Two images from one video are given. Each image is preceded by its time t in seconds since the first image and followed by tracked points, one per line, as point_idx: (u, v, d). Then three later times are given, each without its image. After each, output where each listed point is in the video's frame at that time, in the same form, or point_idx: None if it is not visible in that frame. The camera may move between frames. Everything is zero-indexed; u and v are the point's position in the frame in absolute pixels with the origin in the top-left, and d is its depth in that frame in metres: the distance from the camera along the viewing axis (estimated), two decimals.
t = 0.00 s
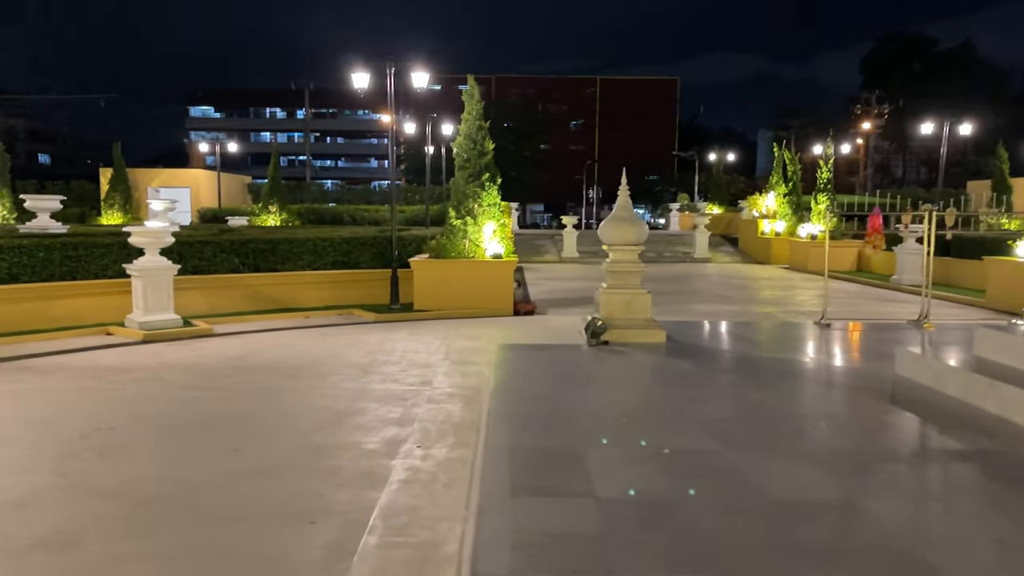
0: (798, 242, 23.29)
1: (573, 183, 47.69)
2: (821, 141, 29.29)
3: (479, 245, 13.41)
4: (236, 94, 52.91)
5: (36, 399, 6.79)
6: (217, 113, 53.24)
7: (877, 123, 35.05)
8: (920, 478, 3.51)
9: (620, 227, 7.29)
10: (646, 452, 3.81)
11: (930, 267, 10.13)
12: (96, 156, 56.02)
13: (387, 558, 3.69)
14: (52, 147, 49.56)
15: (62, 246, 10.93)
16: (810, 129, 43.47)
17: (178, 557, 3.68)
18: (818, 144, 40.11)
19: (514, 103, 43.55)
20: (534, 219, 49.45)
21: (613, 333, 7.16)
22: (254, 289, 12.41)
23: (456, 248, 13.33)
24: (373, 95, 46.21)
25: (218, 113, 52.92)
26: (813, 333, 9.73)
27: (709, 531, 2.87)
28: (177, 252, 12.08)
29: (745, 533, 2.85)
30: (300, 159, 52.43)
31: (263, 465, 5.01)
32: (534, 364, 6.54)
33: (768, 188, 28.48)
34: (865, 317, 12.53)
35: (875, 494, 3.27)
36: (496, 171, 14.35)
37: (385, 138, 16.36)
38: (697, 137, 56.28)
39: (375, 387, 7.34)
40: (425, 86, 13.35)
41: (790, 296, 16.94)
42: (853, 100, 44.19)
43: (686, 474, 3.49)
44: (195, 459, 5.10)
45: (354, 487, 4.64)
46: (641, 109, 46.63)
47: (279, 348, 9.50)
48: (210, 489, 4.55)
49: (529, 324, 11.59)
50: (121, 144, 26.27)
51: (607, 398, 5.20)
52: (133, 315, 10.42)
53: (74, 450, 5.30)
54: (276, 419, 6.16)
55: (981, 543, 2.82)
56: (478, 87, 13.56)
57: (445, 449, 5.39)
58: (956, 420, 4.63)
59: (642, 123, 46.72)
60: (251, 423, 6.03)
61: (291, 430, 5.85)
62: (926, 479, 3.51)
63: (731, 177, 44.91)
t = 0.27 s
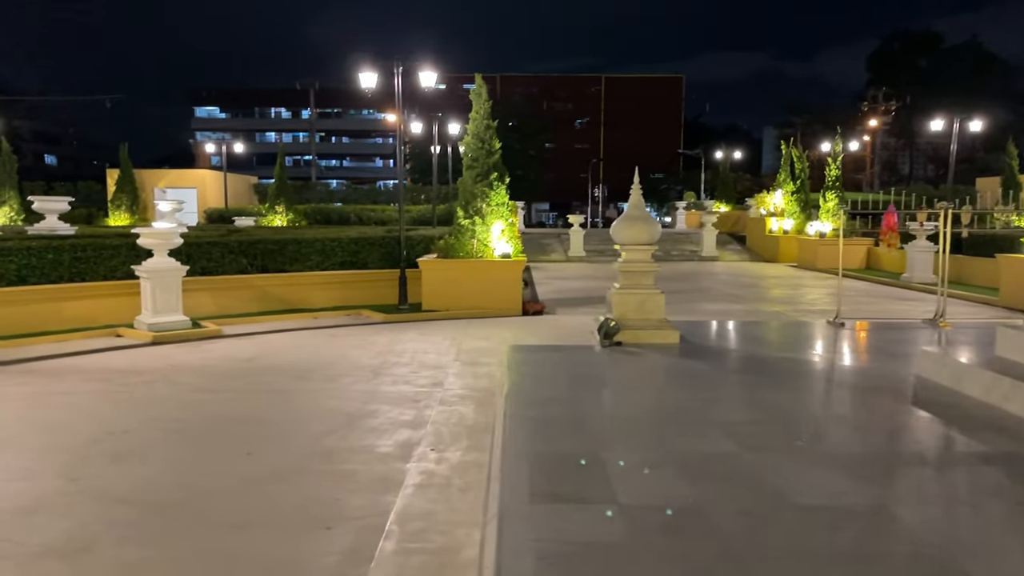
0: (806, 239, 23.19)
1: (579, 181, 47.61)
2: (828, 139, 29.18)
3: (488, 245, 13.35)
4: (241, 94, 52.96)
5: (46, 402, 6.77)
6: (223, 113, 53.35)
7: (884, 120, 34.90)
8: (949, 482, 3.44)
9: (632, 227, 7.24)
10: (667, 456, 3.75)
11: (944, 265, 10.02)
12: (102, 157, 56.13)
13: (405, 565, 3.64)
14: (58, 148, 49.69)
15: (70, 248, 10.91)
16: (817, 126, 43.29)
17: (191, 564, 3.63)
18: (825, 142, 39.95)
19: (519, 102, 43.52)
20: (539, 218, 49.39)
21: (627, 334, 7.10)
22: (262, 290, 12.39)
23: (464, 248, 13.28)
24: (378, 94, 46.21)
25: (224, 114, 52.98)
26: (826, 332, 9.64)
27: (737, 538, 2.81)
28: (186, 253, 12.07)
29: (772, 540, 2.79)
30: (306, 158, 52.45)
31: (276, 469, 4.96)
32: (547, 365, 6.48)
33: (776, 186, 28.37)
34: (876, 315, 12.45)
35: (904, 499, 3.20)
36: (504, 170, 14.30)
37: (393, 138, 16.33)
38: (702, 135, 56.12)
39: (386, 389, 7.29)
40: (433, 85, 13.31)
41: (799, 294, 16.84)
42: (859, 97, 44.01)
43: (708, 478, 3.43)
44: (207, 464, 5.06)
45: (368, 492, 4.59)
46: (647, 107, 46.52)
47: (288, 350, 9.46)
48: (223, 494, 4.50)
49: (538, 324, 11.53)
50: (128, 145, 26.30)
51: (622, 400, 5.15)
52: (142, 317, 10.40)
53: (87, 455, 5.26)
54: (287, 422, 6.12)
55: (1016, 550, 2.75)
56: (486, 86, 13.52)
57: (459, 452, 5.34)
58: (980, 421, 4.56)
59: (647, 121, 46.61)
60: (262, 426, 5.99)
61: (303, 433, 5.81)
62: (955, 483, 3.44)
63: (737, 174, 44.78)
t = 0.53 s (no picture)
0: (816, 237, 23.07)
1: (586, 179, 47.51)
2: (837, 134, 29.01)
3: (497, 244, 13.30)
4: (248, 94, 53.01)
5: (59, 403, 6.75)
6: (230, 113, 53.45)
7: (893, 115, 34.68)
8: (980, 484, 3.36)
9: (646, 224, 7.17)
10: (692, 459, 3.67)
11: (961, 262, 9.90)
12: (109, 157, 56.27)
13: (423, 569, 3.57)
14: (66, 149, 49.80)
15: (80, 249, 10.89)
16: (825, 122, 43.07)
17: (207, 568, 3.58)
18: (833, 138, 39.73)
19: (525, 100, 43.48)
20: (546, 216, 49.28)
21: (641, 333, 7.05)
22: (273, 290, 12.37)
23: (474, 246, 13.23)
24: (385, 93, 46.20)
25: (230, 114, 53.06)
26: (842, 329, 9.55)
27: (769, 544, 2.74)
28: (195, 253, 12.05)
29: (804, 546, 2.72)
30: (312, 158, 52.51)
31: (292, 470, 4.92)
32: (561, 365, 6.41)
33: (785, 182, 28.22)
34: (889, 312, 12.35)
35: (937, 503, 3.12)
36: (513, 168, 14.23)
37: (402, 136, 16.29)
38: (710, 132, 55.94)
39: (398, 389, 7.25)
40: (442, 83, 13.26)
41: (811, 291, 16.73)
42: (867, 92, 43.74)
43: (733, 480, 3.36)
44: (219, 465, 5.02)
45: (383, 494, 4.53)
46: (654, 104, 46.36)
47: (300, 350, 9.42)
48: (239, 497, 4.46)
49: (549, 323, 11.47)
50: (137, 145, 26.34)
51: (640, 399, 5.09)
52: (153, 317, 10.38)
53: (100, 456, 5.23)
54: (300, 422, 6.08)
55: None
56: (495, 83, 13.46)
57: (474, 453, 5.27)
58: (1007, 422, 4.46)
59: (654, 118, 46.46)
60: (275, 427, 5.94)
61: (315, 434, 5.76)
62: (987, 485, 3.36)
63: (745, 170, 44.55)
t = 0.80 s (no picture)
0: (829, 232, 22.91)
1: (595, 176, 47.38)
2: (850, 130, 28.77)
3: (509, 241, 13.21)
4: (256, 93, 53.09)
5: (72, 403, 6.72)
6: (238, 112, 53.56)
7: (905, 110, 34.40)
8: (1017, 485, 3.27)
9: (662, 220, 7.08)
10: (717, 459, 3.59)
11: (981, 257, 9.73)
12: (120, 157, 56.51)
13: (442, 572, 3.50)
14: (77, 149, 50.02)
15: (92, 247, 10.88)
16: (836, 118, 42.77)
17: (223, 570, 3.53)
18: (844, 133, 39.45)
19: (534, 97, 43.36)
20: (555, 213, 49.17)
21: (658, 330, 6.96)
22: (284, 287, 12.33)
23: (485, 244, 13.15)
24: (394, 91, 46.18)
25: (239, 112, 53.17)
26: (859, 325, 9.43)
27: (802, 549, 2.66)
28: (207, 251, 12.00)
29: (838, 549, 2.64)
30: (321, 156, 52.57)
31: (307, 470, 4.86)
32: (578, 363, 6.33)
33: (797, 177, 28.01)
34: (904, 309, 12.20)
35: (975, 505, 3.03)
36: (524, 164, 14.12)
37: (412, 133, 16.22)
38: (719, 128, 55.68)
39: (412, 387, 7.19)
40: (453, 79, 13.18)
41: (825, 287, 16.59)
42: (879, 87, 43.40)
43: (761, 481, 3.29)
44: (233, 465, 4.97)
45: (400, 494, 4.47)
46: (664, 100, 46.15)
47: (312, 348, 9.38)
48: (254, 497, 4.40)
49: (561, 320, 11.39)
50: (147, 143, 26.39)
51: (659, 398, 5.00)
52: (164, 316, 10.36)
53: (114, 456, 5.19)
54: (314, 422, 6.02)
55: None
56: (506, 79, 13.36)
57: (490, 452, 5.21)
58: None
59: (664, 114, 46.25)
60: (289, 426, 5.89)
61: (329, 433, 5.71)
62: None
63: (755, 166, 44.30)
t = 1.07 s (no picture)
0: (843, 228, 22.71)
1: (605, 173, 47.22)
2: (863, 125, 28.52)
3: (521, 237, 13.13)
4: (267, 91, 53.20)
5: (87, 400, 6.70)
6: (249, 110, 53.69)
7: (918, 105, 34.08)
8: None
9: (680, 215, 6.98)
10: (745, 458, 3.50)
11: (1005, 251, 9.55)
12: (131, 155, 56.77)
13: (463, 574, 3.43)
14: (89, 147, 50.27)
15: (106, 245, 10.90)
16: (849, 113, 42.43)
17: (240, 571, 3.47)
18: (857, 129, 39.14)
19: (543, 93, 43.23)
20: (565, 210, 49.04)
21: (676, 327, 6.87)
22: (296, 284, 12.29)
23: (498, 240, 13.07)
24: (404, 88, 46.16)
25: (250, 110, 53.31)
26: (878, 321, 9.29)
27: (840, 551, 2.57)
28: (219, 249, 11.97)
29: (878, 553, 2.55)
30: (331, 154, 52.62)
31: (323, 468, 4.80)
32: (596, 359, 6.24)
33: (811, 173, 27.80)
34: (922, 305, 12.05)
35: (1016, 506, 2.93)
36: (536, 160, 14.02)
37: (424, 128, 16.14)
38: (731, 124, 55.39)
39: (427, 384, 7.12)
40: (465, 75, 13.11)
41: (840, 284, 16.42)
42: (892, 82, 43.03)
43: (793, 480, 3.20)
44: (247, 464, 4.91)
45: (418, 493, 4.40)
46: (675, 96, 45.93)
47: (326, 345, 9.33)
48: (270, 497, 4.34)
49: (574, 317, 11.30)
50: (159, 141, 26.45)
51: (680, 395, 4.92)
52: (177, 313, 10.33)
53: (129, 454, 5.14)
54: (329, 419, 5.97)
55: None
56: (518, 74, 13.25)
57: (508, 451, 5.13)
58: None
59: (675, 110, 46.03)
60: (304, 424, 5.83)
61: (345, 431, 5.64)
62: None
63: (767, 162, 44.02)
